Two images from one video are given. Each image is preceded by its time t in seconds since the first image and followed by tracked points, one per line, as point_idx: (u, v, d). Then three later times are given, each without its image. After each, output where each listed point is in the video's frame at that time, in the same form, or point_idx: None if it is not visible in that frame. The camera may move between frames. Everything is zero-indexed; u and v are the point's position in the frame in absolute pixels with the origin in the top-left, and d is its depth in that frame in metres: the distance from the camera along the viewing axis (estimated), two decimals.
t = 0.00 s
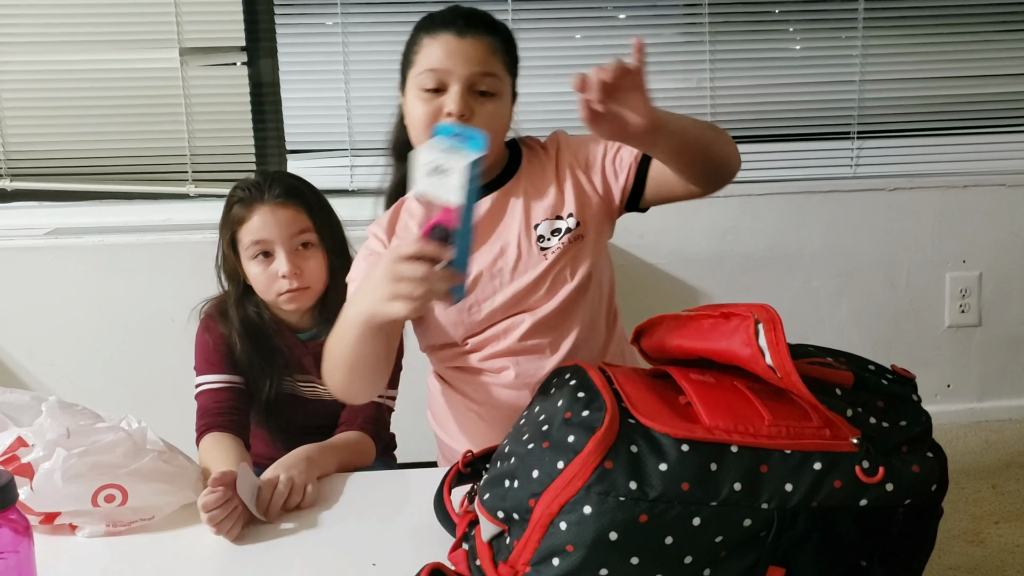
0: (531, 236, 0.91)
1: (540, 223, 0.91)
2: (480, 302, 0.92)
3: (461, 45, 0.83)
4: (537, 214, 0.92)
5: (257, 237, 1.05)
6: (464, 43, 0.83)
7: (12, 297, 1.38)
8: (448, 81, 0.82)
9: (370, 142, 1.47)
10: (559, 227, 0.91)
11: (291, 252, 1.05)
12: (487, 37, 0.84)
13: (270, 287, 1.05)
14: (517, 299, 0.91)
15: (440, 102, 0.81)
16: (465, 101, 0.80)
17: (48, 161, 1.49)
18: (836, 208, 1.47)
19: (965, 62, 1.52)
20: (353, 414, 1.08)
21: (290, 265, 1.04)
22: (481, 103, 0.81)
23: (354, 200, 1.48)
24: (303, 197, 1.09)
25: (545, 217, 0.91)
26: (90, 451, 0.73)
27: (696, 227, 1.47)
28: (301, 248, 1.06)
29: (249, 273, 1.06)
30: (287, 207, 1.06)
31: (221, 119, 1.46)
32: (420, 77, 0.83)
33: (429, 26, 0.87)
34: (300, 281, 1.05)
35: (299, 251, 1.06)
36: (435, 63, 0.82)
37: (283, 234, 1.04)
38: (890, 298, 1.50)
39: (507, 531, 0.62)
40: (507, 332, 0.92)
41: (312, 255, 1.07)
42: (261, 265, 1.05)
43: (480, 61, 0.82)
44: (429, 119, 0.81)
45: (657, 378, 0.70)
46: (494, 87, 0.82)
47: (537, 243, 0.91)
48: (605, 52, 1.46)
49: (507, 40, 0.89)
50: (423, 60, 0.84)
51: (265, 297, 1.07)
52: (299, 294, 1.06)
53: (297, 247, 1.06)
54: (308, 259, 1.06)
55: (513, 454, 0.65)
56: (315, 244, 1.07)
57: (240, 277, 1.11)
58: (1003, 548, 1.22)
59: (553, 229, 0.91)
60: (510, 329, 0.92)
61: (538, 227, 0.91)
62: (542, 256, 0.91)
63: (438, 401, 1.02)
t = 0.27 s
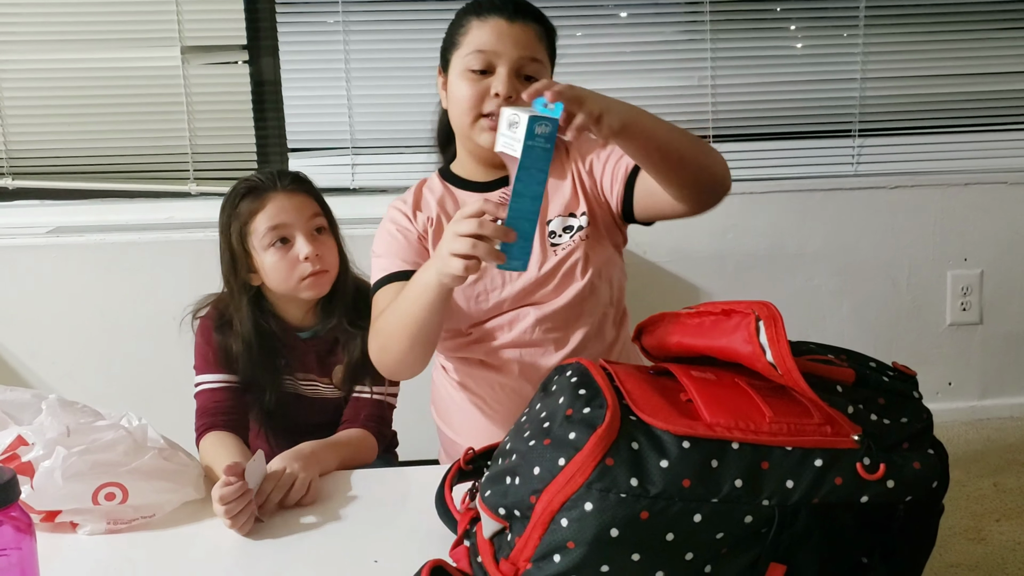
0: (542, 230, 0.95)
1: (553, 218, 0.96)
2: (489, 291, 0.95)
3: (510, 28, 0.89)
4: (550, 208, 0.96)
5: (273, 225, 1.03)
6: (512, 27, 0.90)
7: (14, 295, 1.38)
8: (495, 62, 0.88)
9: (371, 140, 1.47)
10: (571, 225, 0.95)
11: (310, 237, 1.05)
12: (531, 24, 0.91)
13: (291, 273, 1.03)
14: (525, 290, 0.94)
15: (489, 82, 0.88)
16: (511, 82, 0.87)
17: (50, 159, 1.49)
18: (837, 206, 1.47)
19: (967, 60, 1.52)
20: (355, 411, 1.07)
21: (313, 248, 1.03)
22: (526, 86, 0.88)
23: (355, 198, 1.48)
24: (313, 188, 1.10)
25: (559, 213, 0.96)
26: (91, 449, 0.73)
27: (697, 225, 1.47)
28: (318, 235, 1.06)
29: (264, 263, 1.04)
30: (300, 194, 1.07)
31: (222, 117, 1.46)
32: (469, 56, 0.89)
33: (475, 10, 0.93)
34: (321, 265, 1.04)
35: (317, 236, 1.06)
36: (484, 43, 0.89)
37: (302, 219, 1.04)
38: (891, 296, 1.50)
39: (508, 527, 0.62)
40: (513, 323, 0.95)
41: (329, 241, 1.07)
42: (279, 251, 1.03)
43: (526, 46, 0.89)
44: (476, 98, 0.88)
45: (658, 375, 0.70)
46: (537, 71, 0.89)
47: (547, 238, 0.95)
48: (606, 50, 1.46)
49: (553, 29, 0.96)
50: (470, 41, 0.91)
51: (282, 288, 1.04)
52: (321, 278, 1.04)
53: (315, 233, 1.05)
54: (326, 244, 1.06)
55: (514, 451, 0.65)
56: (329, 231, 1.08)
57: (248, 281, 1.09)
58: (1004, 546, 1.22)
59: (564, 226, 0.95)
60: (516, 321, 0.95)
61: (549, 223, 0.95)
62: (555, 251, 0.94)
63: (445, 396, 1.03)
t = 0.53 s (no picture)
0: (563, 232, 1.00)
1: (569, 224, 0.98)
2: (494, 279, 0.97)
3: (514, 19, 0.91)
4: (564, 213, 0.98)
5: (276, 218, 1.02)
6: (515, 17, 0.91)
7: (12, 293, 1.37)
8: (505, 55, 0.90)
9: (368, 137, 1.47)
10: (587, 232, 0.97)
11: (313, 232, 1.04)
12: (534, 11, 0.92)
13: (293, 267, 1.02)
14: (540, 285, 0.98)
15: (502, 76, 0.90)
16: (524, 74, 0.89)
17: (47, 157, 1.49)
18: (836, 202, 1.47)
19: (965, 56, 1.51)
20: (352, 409, 1.07)
21: (316, 241, 1.03)
22: (538, 76, 0.90)
23: (353, 196, 1.47)
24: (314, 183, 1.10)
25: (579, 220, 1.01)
26: (88, 447, 0.73)
27: (696, 222, 1.47)
28: (320, 230, 1.06)
29: (266, 256, 1.03)
30: (304, 188, 1.06)
31: (219, 115, 1.46)
32: (478, 51, 0.91)
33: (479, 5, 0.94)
34: (325, 259, 1.04)
35: (320, 230, 1.05)
36: (492, 39, 0.90)
37: (305, 213, 1.04)
38: (890, 293, 1.50)
39: (507, 524, 0.62)
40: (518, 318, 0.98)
41: (330, 235, 1.07)
42: (282, 245, 1.02)
43: (531, 34, 0.91)
44: (492, 93, 0.90)
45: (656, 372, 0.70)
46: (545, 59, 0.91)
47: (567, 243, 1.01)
48: (604, 46, 1.46)
49: (554, 13, 0.98)
50: (477, 36, 0.92)
51: (283, 282, 1.03)
52: (325, 273, 1.04)
53: (317, 227, 1.05)
54: (328, 238, 1.06)
55: (513, 448, 0.65)
56: (330, 227, 1.08)
57: (247, 275, 1.08)
58: (1003, 543, 1.22)
59: (583, 234, 1.01)
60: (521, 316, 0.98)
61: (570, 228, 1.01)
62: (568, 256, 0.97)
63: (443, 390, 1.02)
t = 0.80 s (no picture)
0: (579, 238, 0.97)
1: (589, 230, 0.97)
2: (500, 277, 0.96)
3: (531, 29, 0.89)
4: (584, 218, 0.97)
5: (286, 216, 1.03)
6: (537, 26, 0.89)
7: (15, 296, 1.38)
8: (525, 66, 0.89)
9: (371, 140, 1.47)
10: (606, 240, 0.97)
11: (322, 232, 1.05)
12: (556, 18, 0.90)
13: (301, 265, 1.02)
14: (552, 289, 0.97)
15: (518, 88, 0.90)
16: (540, 87, 0.89)
17: (49, 160, 1.49)
18: (837, 206, 1.47)
19: (966, 60, 1.52)
20: (353, 411, 1.08)
21: (325, 242, 1.03)
22: (556, 87, 0.90)
23: (355, 199, 1.48)
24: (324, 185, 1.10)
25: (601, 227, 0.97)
26: (91, 450, 0.73)
27: (697, 225, 1.47)
28: (329, 231, 1.06)
29: (274, 255, 1.03)
30: (315, 189, 1.06)
31: (222, 118, 1.46)
32: (497, 62, 0.90)
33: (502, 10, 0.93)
34: (332, 259, 1.04)
35: (328, 232, 1.06)
36: (510, 49, 0.90)
37: (314, 213, 1.04)
38: (891, 296, 1.50)
39: (509, 527, 0.63)
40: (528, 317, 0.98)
41: (338, 237, 1.07)
42: (291, 245, 1.03)
43: (553, 44, 0.89)
44: (510, 104, 0.90)
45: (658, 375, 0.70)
46: (566, 69, 0.90)
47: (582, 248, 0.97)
48: (606, 50, 1.46)
49: (581, 10, 0.95)
50: (499, 44, 0.91)
51: (290, 282, 1.03)
52: (331, 275, 1.04)
53: (326, 228, 1.05)
54: (336, 240, 1.06)
55: (514, 451, 0.65)
56: (338, 228, 1.08)
57: (253, 274, 1.07)
58: (1004, 546, 1.22)
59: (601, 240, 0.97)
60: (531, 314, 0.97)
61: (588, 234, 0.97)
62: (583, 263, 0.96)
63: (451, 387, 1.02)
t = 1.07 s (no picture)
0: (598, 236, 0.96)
1: (613, 230, 0.97)
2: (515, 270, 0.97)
3: (551, 37, 0.88)
4: (608, 217, 0.97)
5: (289, 216, 1.03)
6: (558, 34, 0.88)
7: (19, 296, 1.38)
8: (545, 76, 0.90)
9: (374, 141, 1.47)
10: (629, 240, 0.97)
11: (324, 233, 1.05)
12: (579, 25, 0.89)
13: (303, 265, 1.02)
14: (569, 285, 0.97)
15: (540, 96, 0.90)
16: (561, 95, 0.89)
17: (52, 160, 1.49)
18: (840, 206, 1.47)
19: (969, 60, 1.51)
20: (356, 412, 1.08)
21: (328, 243, 1.03)
22: (577, 94, 0.90)
23: (358, 199, 1.48)
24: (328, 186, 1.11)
25: (622, 228, 0.97)
26: (93, 450, 0.74)
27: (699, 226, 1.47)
28: (331, 232, 1.06)
29: (277, 255, 1.03)
30: (318, 190, 1.06)
31: (225, 118, 1.47)
32: (519, 70, 0.91)
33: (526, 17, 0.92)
34: (334, 261, 1.04)
35: (331, 232, 1.06)
36: (531, 59, 0.90)
37: (318, 214, 1.05)
38: (894, 296, 1.50)
39: (512, 527, 0.63)
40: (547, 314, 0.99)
41: (340, 238, 1.07)
42: (294, 245, 1.03)
43: (575, 52, 0.89)
44: (532, 111, 0.91)
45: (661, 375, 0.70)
46: (587, 76, 0.89)
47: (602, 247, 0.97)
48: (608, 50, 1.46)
49: (606, 8, 0.93)
50: (522, 51, 0.91)
51: (293, 282, 1.03)
52: (333, 276, 1.04)
53: (329, 228, 1.05)
54: (339, 241, 1.06)
55: (517, 451, 0.65)
56: (340, 230, 1.08)
57: (254, 272, 1.07)
58: (1007, 546, 1.22)
59: (621, 240, 0.97)
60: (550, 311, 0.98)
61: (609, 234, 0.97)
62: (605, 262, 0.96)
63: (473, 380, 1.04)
